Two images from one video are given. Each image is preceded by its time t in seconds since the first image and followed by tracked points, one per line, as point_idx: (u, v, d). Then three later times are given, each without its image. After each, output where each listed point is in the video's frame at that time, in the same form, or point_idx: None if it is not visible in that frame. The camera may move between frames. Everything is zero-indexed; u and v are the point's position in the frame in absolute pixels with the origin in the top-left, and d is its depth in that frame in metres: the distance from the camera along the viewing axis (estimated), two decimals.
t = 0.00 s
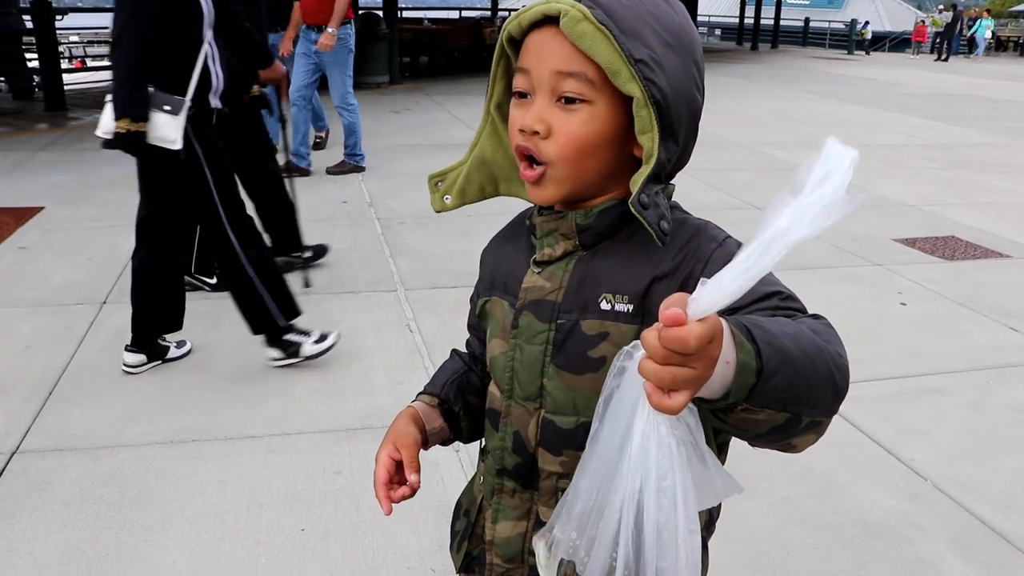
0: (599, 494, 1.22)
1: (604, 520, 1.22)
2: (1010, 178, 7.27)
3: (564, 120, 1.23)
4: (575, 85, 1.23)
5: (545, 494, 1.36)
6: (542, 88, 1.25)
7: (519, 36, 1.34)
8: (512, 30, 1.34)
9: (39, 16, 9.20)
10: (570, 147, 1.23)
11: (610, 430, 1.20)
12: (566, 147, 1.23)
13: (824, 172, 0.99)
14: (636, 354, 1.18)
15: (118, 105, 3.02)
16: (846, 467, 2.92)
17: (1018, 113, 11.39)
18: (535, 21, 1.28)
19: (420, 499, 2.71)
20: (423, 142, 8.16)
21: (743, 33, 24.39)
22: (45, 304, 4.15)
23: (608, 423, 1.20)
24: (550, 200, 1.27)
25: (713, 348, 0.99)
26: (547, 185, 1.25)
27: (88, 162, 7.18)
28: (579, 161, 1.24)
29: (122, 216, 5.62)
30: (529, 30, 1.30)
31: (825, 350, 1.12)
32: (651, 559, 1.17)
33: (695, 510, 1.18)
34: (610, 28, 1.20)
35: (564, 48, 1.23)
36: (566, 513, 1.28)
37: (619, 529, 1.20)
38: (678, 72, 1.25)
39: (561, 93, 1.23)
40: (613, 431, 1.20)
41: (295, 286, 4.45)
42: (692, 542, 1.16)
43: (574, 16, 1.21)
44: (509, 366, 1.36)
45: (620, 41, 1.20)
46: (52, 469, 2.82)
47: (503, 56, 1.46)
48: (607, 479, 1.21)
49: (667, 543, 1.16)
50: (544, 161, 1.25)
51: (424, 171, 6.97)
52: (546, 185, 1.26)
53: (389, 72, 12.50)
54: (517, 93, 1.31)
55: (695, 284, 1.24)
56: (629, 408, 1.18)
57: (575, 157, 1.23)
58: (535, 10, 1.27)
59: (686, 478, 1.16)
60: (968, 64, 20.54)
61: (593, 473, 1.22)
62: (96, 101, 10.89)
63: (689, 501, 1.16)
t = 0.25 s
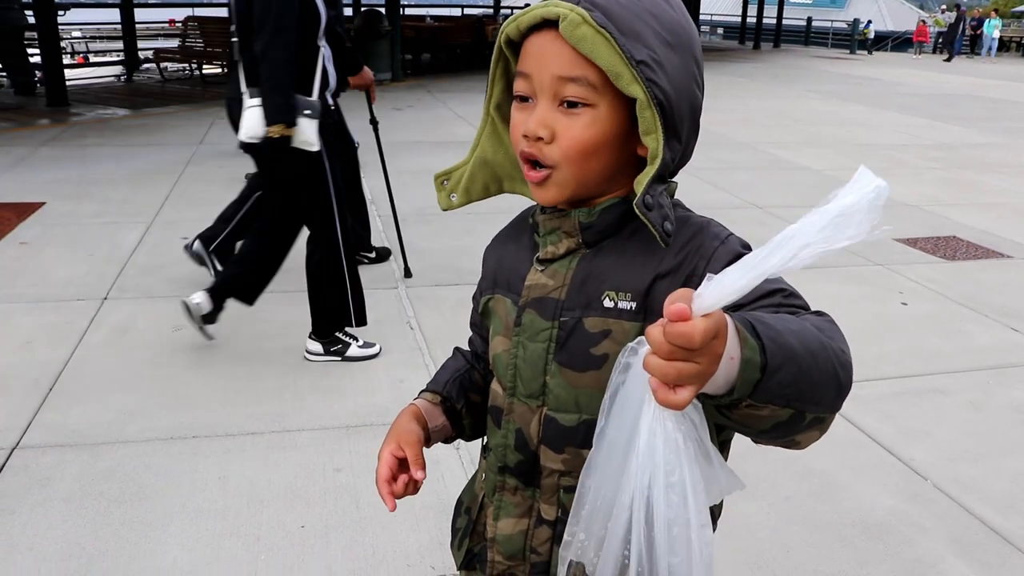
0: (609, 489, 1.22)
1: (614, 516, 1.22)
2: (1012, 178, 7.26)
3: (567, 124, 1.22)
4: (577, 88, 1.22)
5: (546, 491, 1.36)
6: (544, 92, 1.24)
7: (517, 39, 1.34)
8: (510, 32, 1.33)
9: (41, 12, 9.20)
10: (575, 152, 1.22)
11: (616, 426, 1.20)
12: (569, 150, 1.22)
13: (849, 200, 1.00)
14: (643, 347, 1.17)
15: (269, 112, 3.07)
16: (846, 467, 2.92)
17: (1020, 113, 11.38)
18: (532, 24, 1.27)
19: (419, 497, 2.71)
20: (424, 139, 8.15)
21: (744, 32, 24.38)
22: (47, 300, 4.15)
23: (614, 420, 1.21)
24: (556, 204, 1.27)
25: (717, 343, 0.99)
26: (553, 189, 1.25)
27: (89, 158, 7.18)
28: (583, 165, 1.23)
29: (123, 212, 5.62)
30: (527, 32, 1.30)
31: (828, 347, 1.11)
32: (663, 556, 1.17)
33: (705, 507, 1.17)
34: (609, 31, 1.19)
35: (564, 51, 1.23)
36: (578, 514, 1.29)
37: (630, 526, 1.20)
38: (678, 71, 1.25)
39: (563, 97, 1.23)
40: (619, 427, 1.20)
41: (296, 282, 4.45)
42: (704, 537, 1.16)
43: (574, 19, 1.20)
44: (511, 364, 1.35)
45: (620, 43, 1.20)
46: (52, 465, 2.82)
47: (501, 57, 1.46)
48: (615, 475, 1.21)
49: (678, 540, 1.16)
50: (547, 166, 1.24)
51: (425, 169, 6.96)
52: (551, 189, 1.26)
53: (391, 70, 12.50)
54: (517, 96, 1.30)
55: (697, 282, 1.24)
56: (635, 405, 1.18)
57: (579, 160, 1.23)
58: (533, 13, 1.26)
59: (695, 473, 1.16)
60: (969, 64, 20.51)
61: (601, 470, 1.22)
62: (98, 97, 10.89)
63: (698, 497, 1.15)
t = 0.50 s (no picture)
0: (626, 488, 1.22)
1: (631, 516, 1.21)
2: (1012, 177, 7.26)
3: (568, 121, 1.22)
4: (579, 86, 1.22)
5: (551, 489, 1.36)
6: (545, 89, 1.24)
7: (518, 36, 1.33)
8: (511, 29, 1.33)
9: (42, 9, 9.19)
10: (574, 149, 1.22)
11: (632, 425, 1.20)
12: (569, 148, 1.22)
13: (852, 172, 1.00)
14: (656, 347, 1.17)
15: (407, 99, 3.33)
16: (848, 465, 2.92)
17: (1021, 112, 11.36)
18: (534, 21, 1.27)
19: (419, 494, 2.71)
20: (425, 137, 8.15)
21: (745, 31, 24.38)
22: (48, 297, 4.15)
23: (629, 417, 1.21)
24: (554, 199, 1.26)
25: (729, 342, 1.00)
26: (553, 187, 1.25)
27: (90, 155, 7.18)
28: (583, 163, 1.23)
29: (124, 210, 5.61)
30: (529, 30, 1.29)
31: (838, 343, 1.11)
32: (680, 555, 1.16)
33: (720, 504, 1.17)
34: (612, 28, 1.19)
35: (567, 49, 1.23)
36: (595, 515, 1.29)
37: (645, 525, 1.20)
38: (681, 68, 1.25)
39: (564, 95, 1.23)
40: (635, 425, 1.20)
41: (297, 280, 4.45)
42: (721, 535, 1.16)
43: (576, 16, 1.20)
44: (516, 362, 1.35)
45: (622, 41, 1.20)
46: (53, 462, 2.82)
47: (502, 56, 1.46)
48: (631, 474, 1.21)
49: (695, 539, 1.15)
50: (547, 163, 1.24)
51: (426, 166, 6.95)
52: (551, 186, 1.25)
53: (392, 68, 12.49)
54: (519, 93, 1.30)
55: (703, 278, 1.24)
56: (650, 403, 1.18)
57: (579, 158, 1.23)
58: (536, 9, 1.26)
59: (709, 470, 1.16)
60: (971, 63, 20.47)
61: (615, 469, 1.23)
62: (99, 95, 10.88)
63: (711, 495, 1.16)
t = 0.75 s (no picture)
0: (627, 493, 1.23)
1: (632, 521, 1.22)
2: (1013, 175, 7.25)
3: (568, 125, 1.22)
4: (578, 90, 1.22)
5: (557, 492, 1.36)
6: (545, 93, 1.24)
7: (517, 40, 1.33)
8: (509, 33, 1.33)
9: (42, 11, 9.20)
10: (575, 153, 1.22)
11: (634, 430, 1.21)
12: (570, 152, 1.22)
13: (840, 160, 1.01)
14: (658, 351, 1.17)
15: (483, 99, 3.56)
16: (849, 464, 2.92)
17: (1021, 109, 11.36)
18: (532, 26, 1.27)
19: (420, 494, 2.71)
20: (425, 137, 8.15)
21: (745, 31, 24.37)
22: (49, 299, 4.15)
23: (631, 423, 1.21)
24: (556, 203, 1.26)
25: (731, 347, 1.00)
26: (554, 191, 1.24)
27: (91, 156, 7.18)
28: (585, 166, 1.23)
29: (125, 211, 5.62)
30: (527, 34, 1.29)
31: (842, 342, 1.10)
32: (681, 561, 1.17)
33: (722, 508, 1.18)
34: (609, 31, 1.19)
35: (565, 52, 1.22)
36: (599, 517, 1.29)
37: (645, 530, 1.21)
38: (680, 68, 1.25)
39: (564, 98, 1.23)
40: (637, 430, 1.21)
41: (298, 281, 4.45)
42: (720, 540, 1.17)
43: (573, 19, 1.20)
44: (521, 365, 1.35)
45: (620, 43, 1.19)
46: (54, 463, 2.82)
47: (501, 59, 1.46)
48: (632, 478, 1.22)
49: (696, 544, 1.16)
50: (548, 167, 1.24)
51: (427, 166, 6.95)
52: (553, 190, 1.25)
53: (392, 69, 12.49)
54: (519, 98, 1.30)
55: (708, 279, 1.24)
56: (651, 410, 1.18)
57: (580, 162, 1.22)
58: (532, 14, 1.26)
59: (711, 475, 1.16)
60: (972, 61, 20.45)
61: (618, 473, 1.23)
62: (100, 96, 10.89)
63: (713, 500, 1.16)
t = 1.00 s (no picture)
0: (614, 491, 1.23)
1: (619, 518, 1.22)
2: (1013, 173, 7.25)
3: (567, 130, 1.22)
4: (576, 95, 1.22)
5: (558, 493, 1.36)
6: (542, 99, 1.24)
7: (513, 44, 1.33)
8: (506, 38, 1.33)
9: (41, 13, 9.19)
10: (574, 158, 1.22)
11: (623, 427, 1.20)
12: (570, 158, 1.22)
13: (832, 150, 1.02)
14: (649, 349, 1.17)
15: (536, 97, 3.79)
16: (850, 463, 2.92)
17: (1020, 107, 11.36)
18: (527, 31, 1.27)
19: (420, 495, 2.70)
20: (425, 138, 8.15)
21: (744, 30, 24.37)
22: (49, 301, 4.15)
23: (620, 420, 1.21)
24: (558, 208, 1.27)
25: (721, 343, 0.99)
26: (556, 197, 1.25)
27: (90, 158, 7.18)
28: (585, 171, 1.23)
29: (124, 212, 5.61)
30: (524, 39, 1.29)
31: (840, 341, 1.10)
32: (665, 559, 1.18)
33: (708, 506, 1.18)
34: (605, 35, 1.19)
35: (561, 57, 1.22)
36: (586, 512, 1.29)
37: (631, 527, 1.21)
38: (677, 70, 1.24)
39: (562, 104, 1.22)
40: (627, 427, 1.20)
41: (297, 282, 4.45)
42: (703, 540, 1.16)
43: (568, 25, 1.20)
44: (521, 366, 1.35)
45: (616, 48, 1.19)
46: (55, 466, 2.82)
47: (498, 63, 1.46)
48: (621, 477, 1.21)
49: (679, 541, 1.17)
50: (549, 173, 1.24)
51: (426, 166, 6.95)
52: (554, 195, 1.26)
53: (391, 69, 12.50)
54: (517, 104, 1.30)
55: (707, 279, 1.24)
56: (641, 407, 1.18)
57: (579, 167, 1.23)
58: (527, 19, 1.25)
59: (699, 474, 1.16)
60: (971, 59, 20.44)
61: (607, 470, 1.23)
62: (99, 97, 10.89)
63: (698, 498, 1.16)
